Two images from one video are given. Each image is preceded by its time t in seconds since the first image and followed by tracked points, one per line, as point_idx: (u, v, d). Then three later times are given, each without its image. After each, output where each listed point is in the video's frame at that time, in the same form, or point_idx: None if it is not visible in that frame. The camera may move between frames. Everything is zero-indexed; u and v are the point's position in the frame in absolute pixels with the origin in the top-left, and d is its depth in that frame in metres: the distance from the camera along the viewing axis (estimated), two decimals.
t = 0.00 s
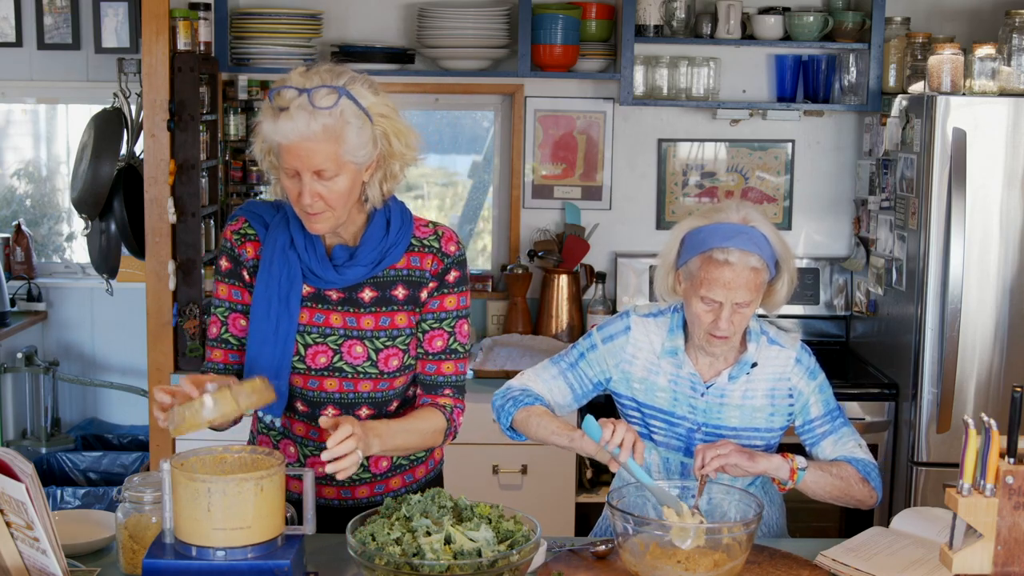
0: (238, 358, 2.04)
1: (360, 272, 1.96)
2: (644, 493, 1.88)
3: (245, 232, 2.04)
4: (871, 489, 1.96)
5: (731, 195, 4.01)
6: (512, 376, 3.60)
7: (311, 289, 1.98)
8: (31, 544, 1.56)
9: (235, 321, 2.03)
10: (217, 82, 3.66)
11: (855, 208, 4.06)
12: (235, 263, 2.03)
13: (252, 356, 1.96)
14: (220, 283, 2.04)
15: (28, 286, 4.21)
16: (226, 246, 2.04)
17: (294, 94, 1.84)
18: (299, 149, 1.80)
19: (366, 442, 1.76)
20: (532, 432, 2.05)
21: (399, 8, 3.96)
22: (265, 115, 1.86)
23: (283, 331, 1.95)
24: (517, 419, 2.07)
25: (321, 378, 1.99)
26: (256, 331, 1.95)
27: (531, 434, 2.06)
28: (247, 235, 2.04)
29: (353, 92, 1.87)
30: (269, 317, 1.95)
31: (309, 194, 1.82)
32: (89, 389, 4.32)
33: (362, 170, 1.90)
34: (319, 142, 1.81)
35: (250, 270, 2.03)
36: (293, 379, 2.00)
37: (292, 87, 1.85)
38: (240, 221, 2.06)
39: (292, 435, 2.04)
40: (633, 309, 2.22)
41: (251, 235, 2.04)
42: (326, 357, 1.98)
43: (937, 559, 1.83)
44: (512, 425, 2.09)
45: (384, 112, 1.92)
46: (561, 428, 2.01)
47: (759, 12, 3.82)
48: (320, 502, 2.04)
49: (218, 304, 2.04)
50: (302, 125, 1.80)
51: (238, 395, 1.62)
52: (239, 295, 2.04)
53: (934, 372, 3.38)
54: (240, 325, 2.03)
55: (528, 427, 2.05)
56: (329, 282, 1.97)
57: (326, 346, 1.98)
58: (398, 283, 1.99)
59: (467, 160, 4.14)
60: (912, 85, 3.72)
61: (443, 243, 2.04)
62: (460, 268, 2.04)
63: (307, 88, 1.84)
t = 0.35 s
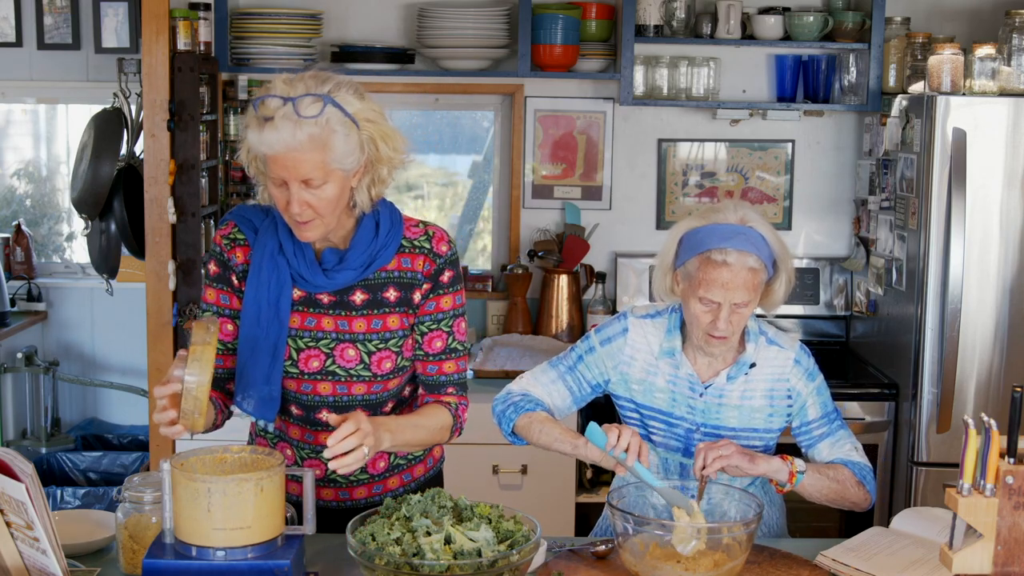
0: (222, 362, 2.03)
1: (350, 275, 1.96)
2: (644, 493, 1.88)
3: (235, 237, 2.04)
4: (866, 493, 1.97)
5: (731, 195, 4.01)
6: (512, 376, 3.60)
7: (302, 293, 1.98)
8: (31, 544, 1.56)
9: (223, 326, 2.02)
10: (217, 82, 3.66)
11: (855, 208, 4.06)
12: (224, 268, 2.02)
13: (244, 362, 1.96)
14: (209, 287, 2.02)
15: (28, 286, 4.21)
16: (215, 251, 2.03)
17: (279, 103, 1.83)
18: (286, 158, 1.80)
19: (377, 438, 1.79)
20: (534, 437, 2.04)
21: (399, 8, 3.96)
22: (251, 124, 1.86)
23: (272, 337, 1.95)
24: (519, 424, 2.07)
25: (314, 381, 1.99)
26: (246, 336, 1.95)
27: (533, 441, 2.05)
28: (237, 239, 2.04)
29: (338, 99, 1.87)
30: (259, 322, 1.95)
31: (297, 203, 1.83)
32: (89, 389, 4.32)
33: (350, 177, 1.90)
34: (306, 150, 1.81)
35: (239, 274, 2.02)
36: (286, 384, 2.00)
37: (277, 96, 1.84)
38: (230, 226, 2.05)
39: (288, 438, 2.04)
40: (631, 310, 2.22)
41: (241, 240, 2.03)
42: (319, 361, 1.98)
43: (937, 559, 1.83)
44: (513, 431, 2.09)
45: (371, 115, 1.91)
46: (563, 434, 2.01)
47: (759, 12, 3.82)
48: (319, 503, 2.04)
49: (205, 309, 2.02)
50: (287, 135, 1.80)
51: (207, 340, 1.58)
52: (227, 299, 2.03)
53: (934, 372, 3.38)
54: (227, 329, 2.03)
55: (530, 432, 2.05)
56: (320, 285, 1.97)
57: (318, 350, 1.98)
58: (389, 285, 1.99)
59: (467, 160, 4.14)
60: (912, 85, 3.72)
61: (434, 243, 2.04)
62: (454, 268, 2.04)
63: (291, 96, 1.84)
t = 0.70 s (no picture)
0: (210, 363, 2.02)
1: (345, 278, 1.96)
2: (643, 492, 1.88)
3: (229, 239, 2.03)
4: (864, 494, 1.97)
5: (731, 195, 4.01)
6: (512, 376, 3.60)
7: (296, 295, 1.98)
8: (30, 543, 1.56)
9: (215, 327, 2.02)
10: (217, 82, 3.66)
11: (855, 208, 4.06)
12: (218, 270, 2.02)
13: (239, 366, 1.96)
14: (201, 289, 2.02)
15: (28, 286, 4.21)
16: (209, 253, 2.03)
17: (271, 107, 1.83)
18: (282, 163, 1.80)
19: (379, 434, 1.80)
20: (527, 429, 2.05)
21: (399, 8, 3.96)
22: (244, 129, 1.85)
23: (264, 340, 1.95)
24: (513, 415, 2.07)
25: (310, 383, 1.98)
26: (241, 340, 1.96)
27: (526, 433, 2.06)
28: (231, 241, 2.03)
29: (330, 101, 1.86)
30: (252, 324, 1.96)
31: (294, 207, 1.83)
32: (89, 389, 4.32)
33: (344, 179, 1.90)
34: (302, 154, 1.81)
35: (233, 277, 2.03)
36: (282, 385, 1.99)
37: (270, 101, 1.84)
38: (223, 228, 2.05)
39: (285, 439, 2.04)
40: (632, 309, 2.22)
41: (235, 242, 2.03)
42: (315, 363, 1.98)
43: (937, 559, 1.83)
44: (508, 421, 2.09)
45: (360, 117, 1.91)
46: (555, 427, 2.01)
47: (759, 12, 3.82)
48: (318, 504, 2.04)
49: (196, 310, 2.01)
50: (282, 139, 1.80)
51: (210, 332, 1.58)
52: (219, 301, 2.03)
53: (934, 372, 3.38)
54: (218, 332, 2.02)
55: (524, 424, 2.06)
56: (314, 288, 1.96)
57: (314, 352, 1.97)
58: (383, 285, 1.99)
59: (467, 160, 4.14)
60: (912, 85, 3.72)
61: (428, 243, 2.04)
62: (449, 268, 2.05)
63: (284, 100, 1.83)
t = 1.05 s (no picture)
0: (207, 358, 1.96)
1: (357, 268, 1.97)
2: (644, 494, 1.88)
3: (235, 234, 2.00)
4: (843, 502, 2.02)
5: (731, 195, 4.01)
6: (512, 376, 3.61)
7: (305, 289, 1.98)
8: (31, 544, 1.56)
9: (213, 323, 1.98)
10: (217, 82, 3.66)
11: (855, 208, 4.06)
12: (221, 265, 1.99)
13: (245, 360, 1.95)
14: (203, 283, 1.99)
15: (28, 286, 4.21)
16: (213, 248, 1.99)
17: (327, 117, 1.82)
18: (356, 169, 1.82)
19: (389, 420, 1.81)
20: (554, 436, 1.98)
21: (399, 8, 3.96)
22: (297, 141, 1.83)
23: (275, 332, 1.95)
24: (539, 422, 2.00)
25: (319, 376, 1.98)
26: (249, 333, 1.95)
27: (551, 440, 1.99)
28: (237, 237, 2.00)
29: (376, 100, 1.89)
30: (261, 317, 1.95)
31: (359, 206, 1.87)
32: (89, 389, 4.32)
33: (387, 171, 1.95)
34: (366, 161, 1.83)
35: (238, 272, 2.00)
36: (289, 378, 1.99)
37: (322, 111, 1.83)
38: (228, 223, 2.01)
39: (289, 436, 2.02)
40: (635, 308, 2.22)
41: (241, 237, 2.00)
42: (324, 355, 1.98)
43: (937, 559, 1.83)
44: (530, 427, 2.02)
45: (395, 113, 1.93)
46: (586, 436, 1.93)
47: (759, 12, 3.82)
48: (320, 501, 2.03)
49: (197, 304, 1.98)
50: (356, 146, 1.81)
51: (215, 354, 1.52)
52: (219, 297, 1.99)
53: (934, 372, 3.38)
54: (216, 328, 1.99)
55: (551, 432, 1.99)
56: (321, 279, 1.96)
57: (322, 344, 1.98)
58: (391, 277, 2.02)
59: (467, 160, 4.14)
60: (912, 85, 3.72)
61: (433, 235, 2.06)
62: (454, 259, 2.08)
63: (337, 107, 1.83)
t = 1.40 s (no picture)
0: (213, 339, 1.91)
1: (379, 259, 1.99)
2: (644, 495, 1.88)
3: (258, 221, 2.01)
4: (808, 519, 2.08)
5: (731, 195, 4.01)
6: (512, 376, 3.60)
7: (324, 278, 1.99)
8: (31, 544, 1.56)
9: (223, 304, 1.94)
10: (217, 82, 3.66)
11: (855, 208, 4.06)
12: (241, 249, 1.98)
13: (266, 343, 1.97)
14: (219, 265, 1.96)
15: (28, 286, 4.21)
16: (235, 232, 1.99)
17: (332, 127, 1.82)
18: (332, 181, 1.83)
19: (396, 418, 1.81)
20: (566, 432, 1.93)
21: (399, 8, 3.96)
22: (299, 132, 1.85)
23: (296, 317, 1.96)
24: (547, 415, 1.96)
25: (334, 365, 1.99)
26: (270, 317, 1.96)
27: (562, 435, 1.95)
28: (260, 224, 2.01)
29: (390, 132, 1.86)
30: (284, 302, 1.96)
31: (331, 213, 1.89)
32: (89, 389, 4.32)
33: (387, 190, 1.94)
34: (341, 180, 1.83)
35: (258, 258, 2.00)
36: (305, 366, 1.99)
37: (333, 116, 1.83)
38: (253, 211, 2.03)
39: (299, 427, 2.00)
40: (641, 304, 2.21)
41: (264, 225, 2.01)
42: (340, 344, 1.99)
43: (937, 559, 1.83)
44: (540, 423, 1.97)
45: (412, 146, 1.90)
46: (599, 433, 1.89)
47: (759, 13, 3.82)
48: (325, 494, 2.03)
49: (210, 284, 1.95)
50: (336, 164, 1.81)
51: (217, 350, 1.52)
52: (233, 280, 1.97)
53: (934, 372, 3.38)
54: (226, 309, 1.95)
55: (562, 428, 1.94)
56: (343, 270, 1.99)
57: (340, 333, 1.99)
58: (410, 273, 2.04)
59: (467, 160, 4.14)
60: (912, 85, 3.72)
61: (452, 233, 2.10)
62: (470, 256, 2.10)
63: (346, 121, 1.82)
